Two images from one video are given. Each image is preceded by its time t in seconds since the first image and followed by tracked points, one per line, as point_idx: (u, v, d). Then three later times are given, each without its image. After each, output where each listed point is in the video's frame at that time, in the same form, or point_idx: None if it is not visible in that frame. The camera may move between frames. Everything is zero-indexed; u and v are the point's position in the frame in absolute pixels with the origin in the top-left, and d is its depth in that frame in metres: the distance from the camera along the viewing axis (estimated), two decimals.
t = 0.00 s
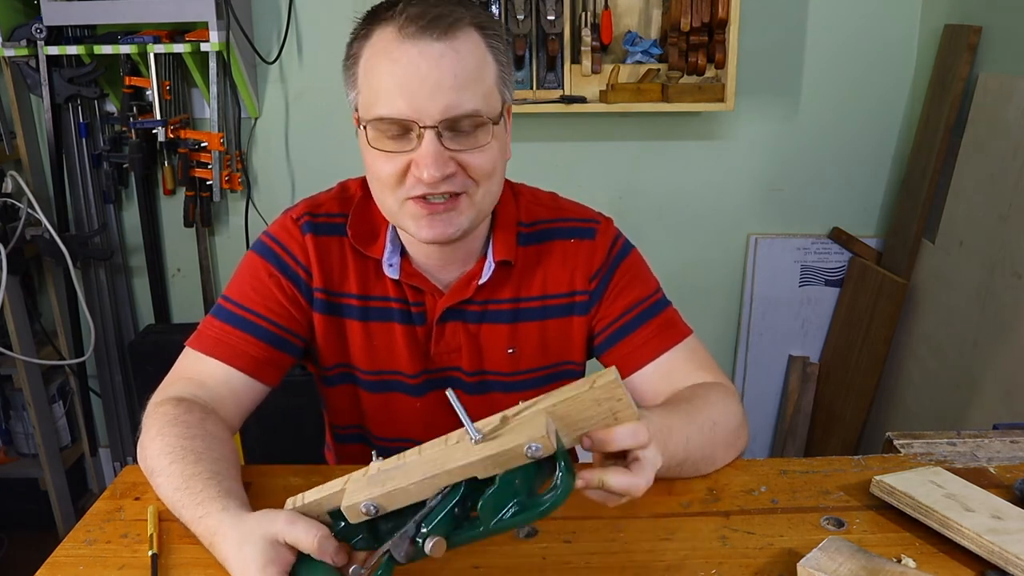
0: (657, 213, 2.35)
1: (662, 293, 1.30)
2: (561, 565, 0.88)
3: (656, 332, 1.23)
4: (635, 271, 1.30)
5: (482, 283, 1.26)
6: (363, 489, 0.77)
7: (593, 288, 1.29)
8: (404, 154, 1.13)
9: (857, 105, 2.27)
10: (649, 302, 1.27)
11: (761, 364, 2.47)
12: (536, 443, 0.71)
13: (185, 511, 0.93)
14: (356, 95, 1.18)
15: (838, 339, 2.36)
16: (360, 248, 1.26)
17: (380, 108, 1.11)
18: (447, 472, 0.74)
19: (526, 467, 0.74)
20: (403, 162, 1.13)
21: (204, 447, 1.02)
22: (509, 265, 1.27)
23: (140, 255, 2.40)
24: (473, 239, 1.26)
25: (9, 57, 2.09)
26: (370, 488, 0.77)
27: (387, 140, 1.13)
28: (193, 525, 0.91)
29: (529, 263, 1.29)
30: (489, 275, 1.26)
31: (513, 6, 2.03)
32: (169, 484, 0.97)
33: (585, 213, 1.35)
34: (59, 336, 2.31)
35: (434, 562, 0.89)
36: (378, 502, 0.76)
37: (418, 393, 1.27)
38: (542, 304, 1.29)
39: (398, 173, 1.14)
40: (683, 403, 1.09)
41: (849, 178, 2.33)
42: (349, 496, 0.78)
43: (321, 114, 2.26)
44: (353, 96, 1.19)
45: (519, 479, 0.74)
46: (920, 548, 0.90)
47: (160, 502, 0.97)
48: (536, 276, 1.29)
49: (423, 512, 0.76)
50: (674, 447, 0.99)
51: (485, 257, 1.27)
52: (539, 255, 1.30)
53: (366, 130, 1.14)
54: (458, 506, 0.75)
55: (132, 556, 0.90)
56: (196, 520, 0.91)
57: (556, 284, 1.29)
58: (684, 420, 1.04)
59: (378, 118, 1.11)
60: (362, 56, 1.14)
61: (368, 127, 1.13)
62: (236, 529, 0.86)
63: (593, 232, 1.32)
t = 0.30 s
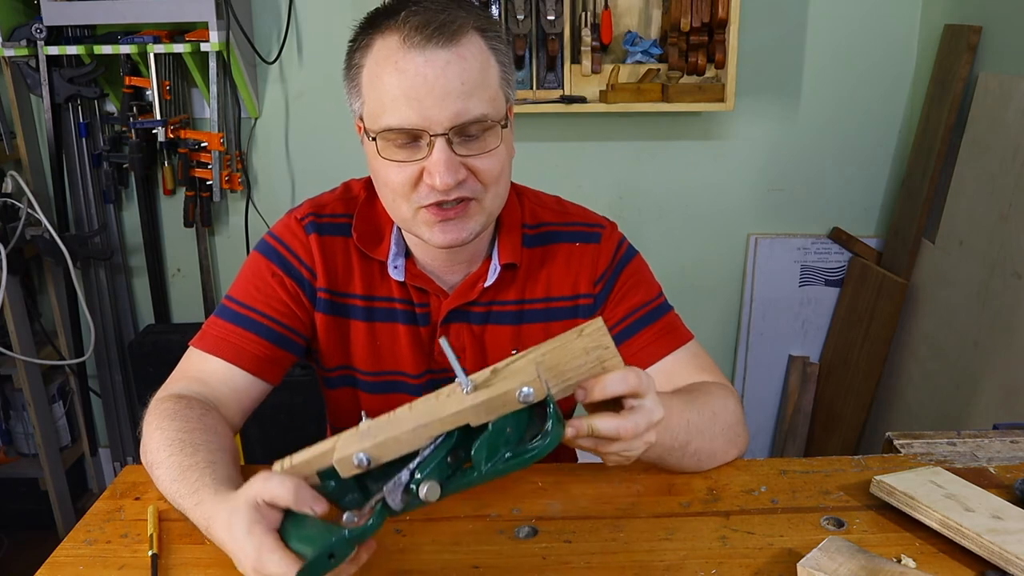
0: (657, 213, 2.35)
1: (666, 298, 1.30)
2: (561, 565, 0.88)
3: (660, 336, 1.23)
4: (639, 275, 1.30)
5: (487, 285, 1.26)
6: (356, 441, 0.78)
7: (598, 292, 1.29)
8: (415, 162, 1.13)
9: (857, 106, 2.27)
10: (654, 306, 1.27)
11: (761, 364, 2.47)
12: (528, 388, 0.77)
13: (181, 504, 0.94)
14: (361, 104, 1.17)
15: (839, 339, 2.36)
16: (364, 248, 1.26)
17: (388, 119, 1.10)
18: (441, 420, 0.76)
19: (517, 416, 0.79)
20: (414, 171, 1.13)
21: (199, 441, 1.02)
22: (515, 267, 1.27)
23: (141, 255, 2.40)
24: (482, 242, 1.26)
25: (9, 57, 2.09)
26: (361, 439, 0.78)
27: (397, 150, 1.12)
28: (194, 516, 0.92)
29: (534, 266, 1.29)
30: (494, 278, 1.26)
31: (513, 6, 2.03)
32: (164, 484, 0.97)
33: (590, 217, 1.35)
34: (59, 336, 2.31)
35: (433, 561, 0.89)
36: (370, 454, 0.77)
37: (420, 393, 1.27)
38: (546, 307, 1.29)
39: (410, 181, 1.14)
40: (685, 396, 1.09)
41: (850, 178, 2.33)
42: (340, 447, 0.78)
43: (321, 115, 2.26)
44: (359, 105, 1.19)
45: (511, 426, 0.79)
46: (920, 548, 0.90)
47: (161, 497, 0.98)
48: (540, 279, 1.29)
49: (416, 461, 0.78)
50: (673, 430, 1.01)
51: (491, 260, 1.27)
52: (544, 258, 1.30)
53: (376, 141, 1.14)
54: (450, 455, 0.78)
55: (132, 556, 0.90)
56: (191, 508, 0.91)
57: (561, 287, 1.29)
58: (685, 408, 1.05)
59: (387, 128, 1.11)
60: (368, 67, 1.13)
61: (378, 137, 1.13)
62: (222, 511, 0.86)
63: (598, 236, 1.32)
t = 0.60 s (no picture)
0: (657, 213, 2.35)
1: (662, 291, 1.30)
2: (561, 565, 0.88)
3: (656, 330, 1.23)
4: (634, 269, 1.31)
5: (485, 282, 1.26)
6: (394, 437, 0.80)
7: (594, 287, 1.30)
8: (420, 160, 1.13)
9: (857, 106, 2.27)
10: (649, 300, 1.27)
11: (761, 364, 2.47)
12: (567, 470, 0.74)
13: (195, 478, 0.97)
14: (365, 102, 1.17)
15: (839, 339, 2.36)
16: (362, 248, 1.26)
17: (394, 116, 1.10)
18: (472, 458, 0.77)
19: (550, 490, 0.78)
20: (419, 169, 1.13)
21: (203, 418, 1.04)
22: (512, 265, 1.27)
23: (141, 255, 2.40)
24: (482, 241, 1.25)
25: (9, 57, 2.09)
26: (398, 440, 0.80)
27: (402, 148, 1.13)
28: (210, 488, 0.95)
29: (532, 262, 1.29)
30: (493, 275, 1.26)
31: (513, 6, 2.03)
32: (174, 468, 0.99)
33: (586, 212, 1.35)
34: (59, 336, 2.31)
35: (434, 561, 0.89)
36: (397, 457, 0.79)
37: (419, 392, 1.27)
38: (543, 304, 1.29)
39: (414, 179, 1.14)
40: (691, 405, 1.07)
41: (850, 178, 2.33)
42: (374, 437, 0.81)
43: (321, 115, 2.26)
44: (362, 102, 1.19)
45: (539, 498, 0.77)
46: (920, 548, 0.90)
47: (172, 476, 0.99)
48: (538, 276, 1.29)
49: (433, 485, 0.79)
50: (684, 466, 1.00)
51: (489, 258, 1.27)
52: (541, 255, 1.30)
53: (381, 138, 1.14)
54: (468, 496, 0.78)
55: (132, 556, 0.90)
56: (211, 472, 0.95)
57: (558, 283, 1.29)
58: (699, 432, 1.02)
59: (392, 125, 1.11)
60: (373, 64, 1.13)
61: (382, 135, 1.13)
62: (238, 476, 0.90)
63: (594, 232, 1.32)
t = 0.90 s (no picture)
0: (657, 214, 2.35)
1: (659, 289, 1.30)
2: (561, 565, 0.88)
3: (653, 328, 1.24)
4: (631, 267, 1.31)
5: (481, 282, 1.26)
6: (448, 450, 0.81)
7: (590, 285, 1.29)
8: (419, 165, 1.12)
9: (857, 106, 2.27)
10: (646, 298, 1.27)
11: (762, 364, 2.47)
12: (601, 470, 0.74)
13: (221, 469, 0.98)
14: (360, 107, 1.17)
15: (839, 339, 2.36)
16: (359, 248, 1.26)
17: (391, 122, 1.10)
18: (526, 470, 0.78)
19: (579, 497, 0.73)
20: (418, 174, 1.13)
21: (233, 416, 1.09)
22: (508, 263, 1.28)
23: (141, 255, 2.40)
24: (479, 242, 1.25)
25: (9, 57, 2.09)
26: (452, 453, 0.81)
27: (400, 153, 1.12)
28: (236, 483, 0.97)
29: (527, 261, 1.29)
30: (488, 274, 1.26)
31: (513, 6, 2.03)
32: (195, 457, 1.01)
33: (582, 210, 1.35)
34: (59, 336, 2.31)
35: (435, 561, 0.89)
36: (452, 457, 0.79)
37: (418, 392, 1.27)
38: (540, 302, 1.29)
39: (414, 184, 1.14)
40: (695, 412, 1.07)
41: (850, 178, 2.33)
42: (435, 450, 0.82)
43: (321, 115, 2.26)
44: (358, 108, 1.18)
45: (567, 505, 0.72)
46: (920, 548, 0.90)
47: (198, 474, 0.99)
48: (534, 275, 1.29)
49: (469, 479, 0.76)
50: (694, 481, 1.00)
51: (484, 257, 1.27)
52: (537, 254, 1.30)
53: (379, 143, 1.14)
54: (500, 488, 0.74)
55: (132, 556, 0.90)
56: (251, 470, 0.97)
57: (555, 282, 1.29)
58: (708, 442, 1.03)
59: (389, 131, 1.11)
60: (368, 70, 1.13)
61: (380, 140, 1.13)
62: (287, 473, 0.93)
63: (590, 229, 1.32)
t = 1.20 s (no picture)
0: (657, 214, 2.35)
1: (661, 288, 1.30)
2: (561, 565, 0.88)
3: (656, 327, 1.24)
4: (633, 266, 1.31)
5: (483, 280, 1.26)
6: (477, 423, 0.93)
7: (593, 284, 1.29)
8: (425, 168, 1.12)
9: (857, 106, 2.27)
10: (648, 298, 1.27)
11: (762, 364, 2.47)
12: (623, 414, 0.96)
13: (223, 462, 1.01)
14: (363, 111, 1.16)
15: (839, 339, 2.36)
16: (360, 249, 1.26)
17: (397, 125, 1.10)
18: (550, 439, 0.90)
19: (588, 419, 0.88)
20: (424, 176, 1.13)
21: (239, 418, 1.11)
22: (511, 262, 1.27)
23: (141, 255, 2.40)
24: (482, 242, 1.26)
25: (9, 57, 2.09)
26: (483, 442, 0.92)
27: (405, 156, 1.12)
28: (236, 479, 0.99)
29: (530, 260, 1.29)
30: (491, 273, 1.26)
31: (513, 6, 2.03)
32: (195, 451, 1.02)
33: (584, 209, 1.35)
34: (59, 336, 2.31)
35: (434, 561, 0.89)
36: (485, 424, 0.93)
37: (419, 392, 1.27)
38: (542, 302, 1.29)
39: (420, 186, 1.14)
40: (697, 412, 1.07)
41: (850, 178, 2.33)
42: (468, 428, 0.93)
43: (321, 115, 2.26)
44: (360, 111, 1.18)
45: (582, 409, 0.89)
46: (920, 548, 0.90)
47: (197, 467, 1.01)
48: (536, 274, 1.29)
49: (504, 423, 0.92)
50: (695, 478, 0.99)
51: (487, 256, 1.27)
52: (539, 253, 1.30)
53: (384, 147, 1.14)
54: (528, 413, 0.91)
55: (132, 556, 0.90)
56: (255, 469, 0.99)
57: (557, 281, 1.29)
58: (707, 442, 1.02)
59: (395, 134, 1.11)
60: (372, 73, 1.12)
61: (386, 144, 1.13)
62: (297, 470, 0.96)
63: (593, 228, 1.32)
